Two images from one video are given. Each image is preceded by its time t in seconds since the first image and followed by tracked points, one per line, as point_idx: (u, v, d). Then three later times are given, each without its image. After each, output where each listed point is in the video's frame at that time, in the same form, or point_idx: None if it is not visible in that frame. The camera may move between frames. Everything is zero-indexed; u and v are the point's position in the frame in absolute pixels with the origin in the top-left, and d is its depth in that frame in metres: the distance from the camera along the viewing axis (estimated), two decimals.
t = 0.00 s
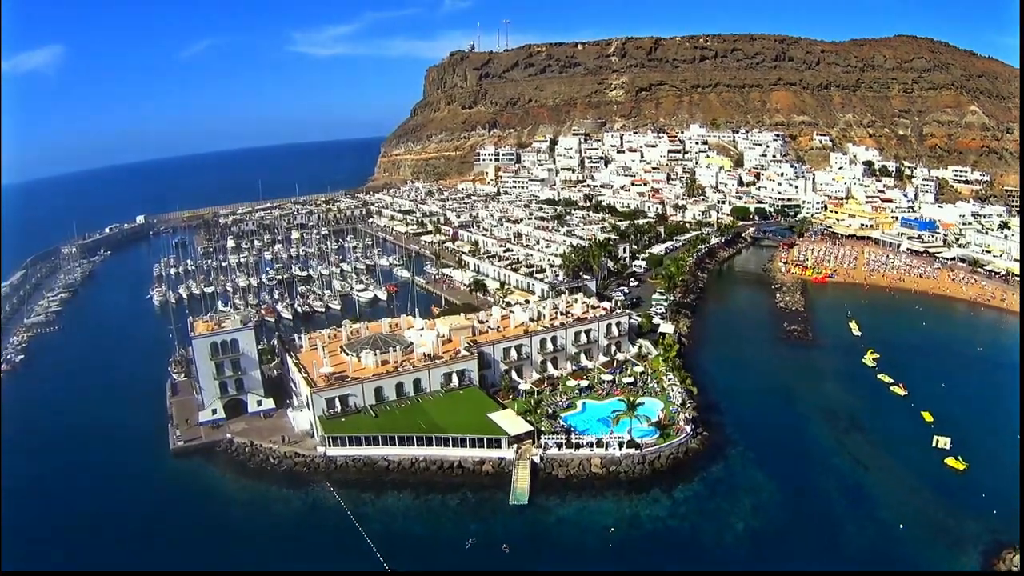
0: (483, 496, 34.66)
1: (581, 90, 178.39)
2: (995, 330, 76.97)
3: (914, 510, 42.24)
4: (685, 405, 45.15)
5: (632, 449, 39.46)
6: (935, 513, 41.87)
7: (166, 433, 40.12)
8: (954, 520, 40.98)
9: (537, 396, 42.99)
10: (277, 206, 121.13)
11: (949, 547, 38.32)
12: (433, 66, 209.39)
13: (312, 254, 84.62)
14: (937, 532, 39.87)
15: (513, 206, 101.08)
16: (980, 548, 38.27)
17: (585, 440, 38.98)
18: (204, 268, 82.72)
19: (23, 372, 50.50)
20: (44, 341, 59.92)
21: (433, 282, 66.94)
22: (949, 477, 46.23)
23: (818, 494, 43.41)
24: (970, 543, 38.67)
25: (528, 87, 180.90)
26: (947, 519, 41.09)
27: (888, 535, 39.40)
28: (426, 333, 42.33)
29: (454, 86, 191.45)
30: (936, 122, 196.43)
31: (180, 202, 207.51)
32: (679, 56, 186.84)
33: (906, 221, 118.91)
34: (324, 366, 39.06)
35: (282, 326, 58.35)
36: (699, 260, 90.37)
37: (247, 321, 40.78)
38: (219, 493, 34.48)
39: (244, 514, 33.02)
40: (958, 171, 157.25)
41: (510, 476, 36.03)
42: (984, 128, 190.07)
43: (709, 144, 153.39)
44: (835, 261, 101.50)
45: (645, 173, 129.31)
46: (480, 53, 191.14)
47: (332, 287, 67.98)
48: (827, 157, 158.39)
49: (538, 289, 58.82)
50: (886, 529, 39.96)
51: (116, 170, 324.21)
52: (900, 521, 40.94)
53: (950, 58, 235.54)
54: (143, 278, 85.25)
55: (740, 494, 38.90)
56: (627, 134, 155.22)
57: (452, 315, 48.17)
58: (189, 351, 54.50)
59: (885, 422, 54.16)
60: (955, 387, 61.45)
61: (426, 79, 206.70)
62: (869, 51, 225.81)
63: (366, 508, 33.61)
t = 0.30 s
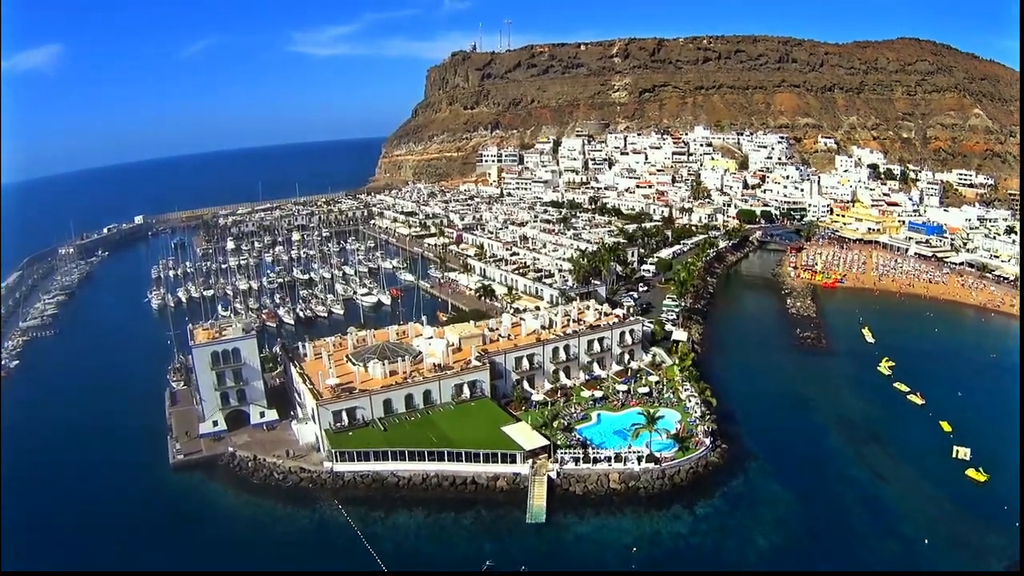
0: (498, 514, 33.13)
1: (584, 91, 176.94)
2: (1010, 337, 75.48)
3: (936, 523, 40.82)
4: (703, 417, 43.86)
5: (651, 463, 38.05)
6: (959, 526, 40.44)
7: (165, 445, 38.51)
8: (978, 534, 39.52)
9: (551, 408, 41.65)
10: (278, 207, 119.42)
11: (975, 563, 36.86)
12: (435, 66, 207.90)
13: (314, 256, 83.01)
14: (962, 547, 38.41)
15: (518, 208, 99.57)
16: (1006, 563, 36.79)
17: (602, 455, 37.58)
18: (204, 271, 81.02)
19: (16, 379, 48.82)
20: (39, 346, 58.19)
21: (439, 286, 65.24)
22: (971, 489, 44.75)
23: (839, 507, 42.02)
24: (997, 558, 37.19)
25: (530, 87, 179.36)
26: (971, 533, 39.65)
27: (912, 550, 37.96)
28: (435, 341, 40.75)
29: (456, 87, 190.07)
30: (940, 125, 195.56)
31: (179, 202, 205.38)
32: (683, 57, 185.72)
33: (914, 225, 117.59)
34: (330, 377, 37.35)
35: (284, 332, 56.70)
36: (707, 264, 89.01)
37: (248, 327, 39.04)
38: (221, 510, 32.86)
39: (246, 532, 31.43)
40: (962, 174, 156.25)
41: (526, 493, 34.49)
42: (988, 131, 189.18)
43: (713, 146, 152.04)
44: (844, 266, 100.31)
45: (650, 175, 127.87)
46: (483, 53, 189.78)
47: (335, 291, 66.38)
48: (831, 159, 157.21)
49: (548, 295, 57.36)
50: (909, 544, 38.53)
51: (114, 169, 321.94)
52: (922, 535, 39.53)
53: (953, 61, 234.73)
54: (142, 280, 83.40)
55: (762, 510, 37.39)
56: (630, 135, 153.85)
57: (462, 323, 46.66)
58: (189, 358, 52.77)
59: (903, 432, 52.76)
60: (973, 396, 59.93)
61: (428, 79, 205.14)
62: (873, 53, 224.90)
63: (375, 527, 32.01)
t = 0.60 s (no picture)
0: (513, 530, 31.78)
1: (587, 92, 175.68)
2: None
3: (958, 536, 39.58)
4: (721, 428, 42.75)
5: (670, 477, 36.83)
6: (981, 540, 39.17)
7: (164, 456, 37.01)
8: (1002, 547, 38.26)
9: (565, 419, 40.53)
10: (278, 208, 118.00)
11: None
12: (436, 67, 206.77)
13: (316, 259, 81.55)
14: (985, 561, 37.21)
15: (522, 210, 98.22)
16: None
17: (620, 469, 36.40)
18: (204, 273, 79.55)
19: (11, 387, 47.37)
20: (35, 351, 56.71)
21: (443, 290, 63.78)
22: (992, 500, 43.45)
23: (858, 520, 40.79)
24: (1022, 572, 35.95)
25: (532, 88, 178.09)
26: (995, 546, 38.37)
27: (934, 565, 36.77)
28: (445, 349, 39.33)
29: (458, 88, 188.90)
30: (943, 128, 194.77)
31: (177, 202, 203.74)
32: (685, 59, 184.82)
33: (920, 228, 116.28)
34: (337, 389, 35.70)
35: (286, 337, 55.23)
36: (716, 267, 87.94)
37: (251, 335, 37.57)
38: (224, 526, 31.45)
39: (250, 549, 30.04)
40: (966, 177, 155.28)
41: (542, 508, 33.14)
42: (991, 134, 188.42)
43: (717, 148, 150.84)
44: (853, 270, 99.31)
45: (654, 176, 126.60)
46: (484, 54, 188.63)
47: (338, 295, 64.91)
48: (836, 162, 156.23)
49: (557, 300, 56.06)
50: (932, 558, 37.31)
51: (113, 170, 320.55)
52: (944, 548, 38.32)
53: (956, 64, 233.92)
54: (141, 283, 81.85)
55: (784, 524, 36.10)
56: (634, 137, 152.62)
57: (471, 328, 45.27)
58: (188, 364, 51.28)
59: (920, 440, 51.52)
60: (990, 403, 58.56)
61: (429, 80, 203.85)
62: (875, 55, 224.13)
63: (386, 544, 30.59)
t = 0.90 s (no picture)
0: (533, 550, 30.36)
1: (590, 93, 174.28)
2: None
3: (985, 550, 38.18)
4: (743, 441, 41.65)
5: (694, 492, 35.55)
6: (1009, 553, 37.75)
7: (164, 471, 35.39)
8: None
9: (582, 431, 39.38)
10: (280, 210, 116.40)
11: None
12: (438, 67, 205.21)
13: (319, 262, 79.98)
14: None
15: (527, 213, 96.71)
16: None
17: (643, 484, 35.18)
18: (204, 277, 77.96)
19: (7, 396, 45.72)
20: (33, 357, 55.08)
21: (451, 295, 62.25)
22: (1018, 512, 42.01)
23: (882, 532, 39.50)
24: None
25: (535, 89, 176.68)
26: None
27: None
28: (458, 360, 37.83)
29: (460, 88, 187.53)
30: (948, 130, 193.69)
31: (177, 203, 201.89)
32: (689, 60, 183.61)
33: (929, 232, 114.91)
34: (346, 402, 34.09)
35: (291, 345, 53.61)
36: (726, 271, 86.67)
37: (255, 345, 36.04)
38: (229, 548, 29.92)
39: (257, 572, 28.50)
40: (971, 179, 154.22)
41: (563, 527, 31.68)
42: (995, 136, 187.41)
43: (722, 149, 149.47)
44: (863, 274, 98.11)
45: (660, 178, 125.19)
46: (487, 54, 187.19)
47: (342, 299, 63.28)
48: (842, 164, 155.13)
49: (570, 307, 54.63)
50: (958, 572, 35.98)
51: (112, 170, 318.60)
52: (971, 562, 37.00)
53: (959, 65, 232.82)
54: (141, 287, 80.09)
55: (809, 540, 34.84)
56: (638, 138, 151.23)
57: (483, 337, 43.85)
58: (189, 373, 49.66)
59: (940, 449, 50.15)
60: (1010, 411, 57.01)
61: (431, 80, 202.31)
62: (879, 57, 223.03)
63: (400, 566, 29.10)
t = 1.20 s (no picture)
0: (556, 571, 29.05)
1: (594, 94, 172.97)
2: None
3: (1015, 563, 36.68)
4: (767, 454, 40.95)
5: (721, 508, 34.63)
6: None
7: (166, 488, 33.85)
8: None
9: (602, 444, 38.40)
10: (281, 213, 114.74)
11: None
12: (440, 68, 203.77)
13: (323, 266, 78.49)
14: None
15: (533, 215, 95.21)
16: None
17: (668, 500, 34.33)
18: (206, 282, 76.39)
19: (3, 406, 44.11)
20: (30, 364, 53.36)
21: (459, 300, 60.78)
22: None
23: (907, 546, 38.05)
24: None
25: (538, 90, 175.31)
26: None
27: None
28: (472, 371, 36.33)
29: (462, 89, 186.23)
30: (952, 130, 192.51)
31: (177, 205, 199.92)
32: (693, 60, 182.29)
33: (937, 234, 113.41)
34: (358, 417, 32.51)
35: (296, 353, 52.03)
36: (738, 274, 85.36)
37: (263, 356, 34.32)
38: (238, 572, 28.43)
39: None
40: (976, 180, 153.03)
41: (586, 546, 30.25)
42: (999, 136, 186.54)
43: (728, 151, 148.18)
44: (874, 277, 96.85)
45: (666, 180, 123.81)
46: (489, 55, 185.91)
47: (347, 305, 61.73)
48: (848, 165, 154.01)
49: (583, 313, 53.12)
50: None
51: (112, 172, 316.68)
52: None
53: (962, 65, 231.78)
54: (141, 292, 78.38)
55: (838, 553, 33.93)
56: (643, 139, 149.86)
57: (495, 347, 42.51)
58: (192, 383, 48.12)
59: (963, 458, 48.56)
60: None
61: (433, 81, 200.92)
62: (882, 58, 221.89)
63: None
